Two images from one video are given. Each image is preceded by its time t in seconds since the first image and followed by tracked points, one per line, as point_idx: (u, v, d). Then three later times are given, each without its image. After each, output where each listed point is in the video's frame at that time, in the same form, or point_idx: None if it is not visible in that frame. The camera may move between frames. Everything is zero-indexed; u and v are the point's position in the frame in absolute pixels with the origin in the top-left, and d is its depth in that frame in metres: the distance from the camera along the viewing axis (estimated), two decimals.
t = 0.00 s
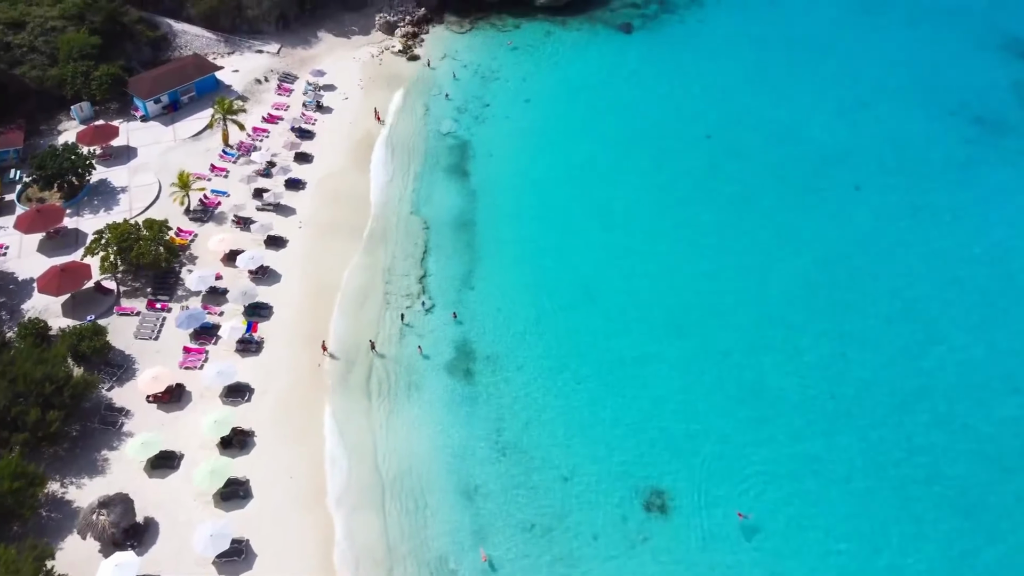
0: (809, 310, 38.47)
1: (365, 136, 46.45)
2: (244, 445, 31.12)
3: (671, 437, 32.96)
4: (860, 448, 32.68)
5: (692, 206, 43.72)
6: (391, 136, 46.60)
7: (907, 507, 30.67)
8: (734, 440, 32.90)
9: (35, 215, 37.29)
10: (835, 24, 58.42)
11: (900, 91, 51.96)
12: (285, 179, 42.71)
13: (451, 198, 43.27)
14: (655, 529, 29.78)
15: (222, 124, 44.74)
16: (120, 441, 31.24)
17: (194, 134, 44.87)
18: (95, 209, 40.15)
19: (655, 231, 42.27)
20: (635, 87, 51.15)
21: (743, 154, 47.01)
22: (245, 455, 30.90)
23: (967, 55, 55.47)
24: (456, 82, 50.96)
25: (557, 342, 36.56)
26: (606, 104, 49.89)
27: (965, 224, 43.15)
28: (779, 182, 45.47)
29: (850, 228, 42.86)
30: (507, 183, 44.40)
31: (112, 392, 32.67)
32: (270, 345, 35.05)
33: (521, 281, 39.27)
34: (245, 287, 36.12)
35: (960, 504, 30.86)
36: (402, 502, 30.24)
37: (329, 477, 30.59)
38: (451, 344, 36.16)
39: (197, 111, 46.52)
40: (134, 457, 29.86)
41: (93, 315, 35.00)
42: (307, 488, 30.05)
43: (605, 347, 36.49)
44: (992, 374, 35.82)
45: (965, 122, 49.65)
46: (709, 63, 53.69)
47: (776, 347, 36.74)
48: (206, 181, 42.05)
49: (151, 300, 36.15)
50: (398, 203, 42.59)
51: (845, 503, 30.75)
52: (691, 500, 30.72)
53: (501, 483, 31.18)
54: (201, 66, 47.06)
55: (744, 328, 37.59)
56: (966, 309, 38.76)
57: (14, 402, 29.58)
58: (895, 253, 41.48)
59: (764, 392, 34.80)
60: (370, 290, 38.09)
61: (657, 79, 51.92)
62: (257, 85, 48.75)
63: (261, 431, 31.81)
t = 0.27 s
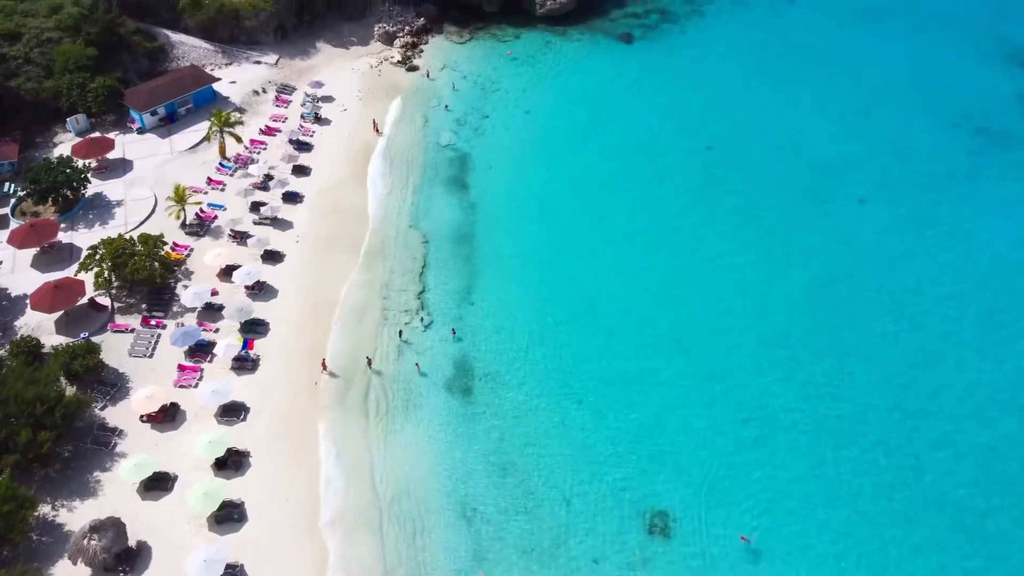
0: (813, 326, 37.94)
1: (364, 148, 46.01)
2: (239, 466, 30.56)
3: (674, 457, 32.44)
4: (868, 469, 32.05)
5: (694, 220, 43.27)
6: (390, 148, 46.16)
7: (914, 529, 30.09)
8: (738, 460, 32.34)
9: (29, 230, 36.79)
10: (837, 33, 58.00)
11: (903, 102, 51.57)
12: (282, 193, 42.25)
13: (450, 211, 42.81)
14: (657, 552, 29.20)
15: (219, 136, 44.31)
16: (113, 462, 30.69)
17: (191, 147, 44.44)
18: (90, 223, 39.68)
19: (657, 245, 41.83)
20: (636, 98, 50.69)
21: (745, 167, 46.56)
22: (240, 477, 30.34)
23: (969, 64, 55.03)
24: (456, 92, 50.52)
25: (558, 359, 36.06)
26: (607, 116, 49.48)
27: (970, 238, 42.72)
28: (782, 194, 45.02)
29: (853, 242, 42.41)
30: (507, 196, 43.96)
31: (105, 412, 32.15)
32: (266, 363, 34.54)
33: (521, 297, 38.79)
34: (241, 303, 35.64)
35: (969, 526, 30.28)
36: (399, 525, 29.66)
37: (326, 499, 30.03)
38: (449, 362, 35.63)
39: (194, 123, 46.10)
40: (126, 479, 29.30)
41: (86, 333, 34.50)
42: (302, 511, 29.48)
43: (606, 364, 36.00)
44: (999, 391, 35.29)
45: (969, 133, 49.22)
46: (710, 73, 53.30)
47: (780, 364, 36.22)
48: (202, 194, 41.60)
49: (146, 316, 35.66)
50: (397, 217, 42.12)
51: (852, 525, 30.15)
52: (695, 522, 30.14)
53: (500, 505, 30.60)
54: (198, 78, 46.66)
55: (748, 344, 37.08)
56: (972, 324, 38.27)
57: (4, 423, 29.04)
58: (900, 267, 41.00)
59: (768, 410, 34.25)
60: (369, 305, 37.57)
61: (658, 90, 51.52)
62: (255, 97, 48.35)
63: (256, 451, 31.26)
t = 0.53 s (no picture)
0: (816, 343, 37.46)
1: (362, 160, 45.57)
2: (234, 487, 29.95)
3: (677, 478, 31.89)
4: (874, 490, 31.47)
5: (695, 234, 42.87)
6: (389, 160, 45.72)
7: (922, 552, 29.51)
8: (741, 480, 31.79)
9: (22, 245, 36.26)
10: (838, 43, 57.56)
11: (906, 114, 51.17)
12: (279, 206, 41.79)
13: (449, 225, 42.36)
14: None
15: (216, 149, 43.88)
16: (106, 484, 30.16)
17: (187, 159, 44.01)
18: (85, 238, 39.22)
19: (658, 260, 41.43)
20: (636, 110, 50.30)
21: (747, 180, 46.15)
22: (235, 499, 29.77)
23: (972, 74, 54.59)
24: (455, 103, 50.05)
25: (558, 378, 35.57)
26: (608, 128, 49.06)
27: (974, 252, 42.27)
28: (784, 208, 44.61)
29: (856, 256, 41.97)
30: (507, 210, 43.53)
31: (98, 432, 31.64)
32: (262, 381, 34.02)
33: (521, 313, 38.32)
34: (237, 320, 35.15)
35: (978, 548, 29.68)
36: (396, 549, 29.09)
37: (322, 522, 29.48)
38: (448, 380, 35.11)
39: (190, 135, 45.66)
40: (119, 501, 28.75)
41: (79, 351, 34.03)
42: (298, 535, 28.93)
43: (607, 383, 35.53)
44: (1006, 408, 34.73)
45: (972, 146, 48.86)
46: (712, 84, 52.91)
47: (783, 381, 35.71)
48: (198, 208, 41.15)
49: (140, 333, 35.18)
50: (395, 230, 41.66)
51: (859, 548, 29.56)
52: (698, 545, 29.57)
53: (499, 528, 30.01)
54: (195, 89, 46.23)
55: (750, 361, 36.60)
56: (978, 340, 37.74)
57: None
58: (903, 282, 40.57)
59: (772, 429, 33.72)
60: (366, 322, 37.05)
61: (659, 101, 51.11)
62: (252, 108, 47.93)
63: (251, 472, 30.71)
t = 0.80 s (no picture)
0: (820, 359, 36.90)
1: (361, 173, 45.13)
2: (228, 510, 29.42)
3: (680, 499, 31.26)
4: (881, 511, 30.82)
5: (697, 248, 42.39)
6: (387, 173, 45.27)
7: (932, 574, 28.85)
8: (746, 501, 31.16)
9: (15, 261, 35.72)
10: (840, 53, 57.19)
11: (909, 125, 50.74)
12: (276, 220, 41.33)
13: (448, 239, 41.87)
14: None
15: (212, 162, 43.45)
16: (97, 506, 29.58)
17: (184, 172, 43.58)
18: (79, 252, 38.72)
19: (659, 274, 40.94)
20: (637, 122, 49.88)
21: (749, 193, 45.70)
22: (229, 521, 29.21)
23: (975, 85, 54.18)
24: (455, 115, 49.59)
25: (559, 396, 35.04)
26: (608, 140, 48.62)
27: (980, 265, 41.74)
28: (787, 221, 44.13)
29: (860, 270, 41.46)
30: (507, 224, 43.08)
31: (90, 452, 31.07)
32: (257, 400, 33.48)
33: (521, 329, 37.81)
34: (232, 338, 34.64)
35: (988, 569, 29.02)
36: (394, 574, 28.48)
37: (318, 545, 28.90)
38: (447, 398, 34.58)
39: (187, 147, 45.22)
40: (110, 525, 28.16)
41: (72, 369, 33.51)
42: (293, 559, 28.34)
43: (608, 401, 34.98)
44: (1016, 425, 34.10)
45: (976, 157, 48.44)
46: (712, 96, 52.53)
47: (787, 399, 35.12)
48: (194, 222, 40.69)
49: (135, 351, 34.66)
50: (394, 245, 41.17)
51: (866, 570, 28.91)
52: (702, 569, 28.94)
53: (498, 551, 29.40)
54: (192, 102, 45.79)
55: (754, 378, 36.03)
56: (985, 355, 37.15)
57: None
58: (908, 297, 40.04)
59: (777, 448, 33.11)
60: (364, 338, 36.54)
61: (660, 113, 50.69)
62: (250, 120, 47.51)
63: (246, 494, 30.15)
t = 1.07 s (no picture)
0: (825, 376, 36.33)
1: (359, 187, 44.64)
2: (222, 534, 28.81)
3: (683, 521, 30.62)
4: (889, 533, 30.19)
5: (699, 262, 41.88)
6: (386, 186, 44.80)
7: None
8: (751, 523, 30.55)
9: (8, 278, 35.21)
10: (842, 64, 56.80)
11: (912, 137, 50.30)
12: (273, 234, 40.84)
13: (447, 254, 41.37)
14: None
15: (209, 176, 42.99)
16: (89, 530, 28.98)
17: (180, 186, 43.12)
18: (73, 268, 38.20)
19: (661, 289, 40.42)
20: (638, 134, 49.48)
21: (751, 206, 45.21)
22: (223, 545, 28.59)
23: (978, 95, 53.79)
24: (454, 127, 49.13)
25: (560, 415, 34.46)
26: (609, 152, 48.18)
27: (986, 280, 41.20)
28: (789, 235, 43.62)
29: (865, 284, 40.93)
30: (507, 238, 42.60)
31: (82, 474, 30.49)
32: (253, 419, 32.91)
33: (521, 346, 37.28)
34: (228, 356, 34.10)
35: None
36: None
37: (314, 570, 28.27)
38: (446, 417, 34.02)
39: (184, 160, 44.78)
40: (101, 550, 27.55)
41: (65, 388, 32.97)
42: None
43: (609, 420, 34.39)
44: None
45: (980, 169, 47.99)
46: (713, 107, 52.13)
47: (792, 418, 34.52)
48: (190, 237, 40.20)
49: (129, 369, 34.11)
50: (392, 259, 40.65)
51: None
52: None
53: None
54: (189, 114, 45.35)
55: (757, 396, 35.44)
56: (993, 371, 36.55)
57: None
58: (914, 312, 39.51)
59: (782, 468, 32.50)
60: (362, 356, 35.98)
61: (661, 125, 50.25)
62: (248, 133, 47.07)
63: (241, 517, 29.54)
